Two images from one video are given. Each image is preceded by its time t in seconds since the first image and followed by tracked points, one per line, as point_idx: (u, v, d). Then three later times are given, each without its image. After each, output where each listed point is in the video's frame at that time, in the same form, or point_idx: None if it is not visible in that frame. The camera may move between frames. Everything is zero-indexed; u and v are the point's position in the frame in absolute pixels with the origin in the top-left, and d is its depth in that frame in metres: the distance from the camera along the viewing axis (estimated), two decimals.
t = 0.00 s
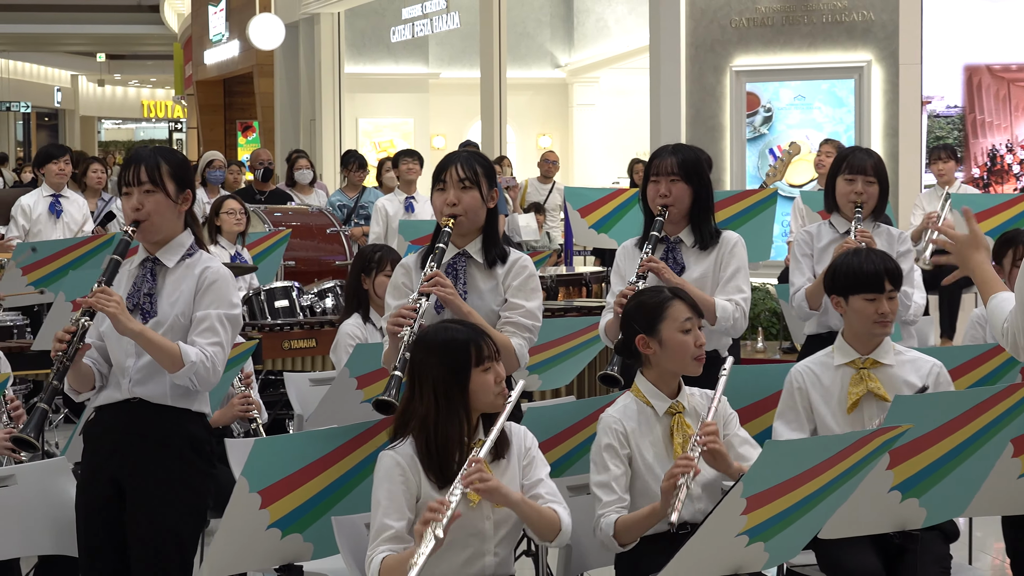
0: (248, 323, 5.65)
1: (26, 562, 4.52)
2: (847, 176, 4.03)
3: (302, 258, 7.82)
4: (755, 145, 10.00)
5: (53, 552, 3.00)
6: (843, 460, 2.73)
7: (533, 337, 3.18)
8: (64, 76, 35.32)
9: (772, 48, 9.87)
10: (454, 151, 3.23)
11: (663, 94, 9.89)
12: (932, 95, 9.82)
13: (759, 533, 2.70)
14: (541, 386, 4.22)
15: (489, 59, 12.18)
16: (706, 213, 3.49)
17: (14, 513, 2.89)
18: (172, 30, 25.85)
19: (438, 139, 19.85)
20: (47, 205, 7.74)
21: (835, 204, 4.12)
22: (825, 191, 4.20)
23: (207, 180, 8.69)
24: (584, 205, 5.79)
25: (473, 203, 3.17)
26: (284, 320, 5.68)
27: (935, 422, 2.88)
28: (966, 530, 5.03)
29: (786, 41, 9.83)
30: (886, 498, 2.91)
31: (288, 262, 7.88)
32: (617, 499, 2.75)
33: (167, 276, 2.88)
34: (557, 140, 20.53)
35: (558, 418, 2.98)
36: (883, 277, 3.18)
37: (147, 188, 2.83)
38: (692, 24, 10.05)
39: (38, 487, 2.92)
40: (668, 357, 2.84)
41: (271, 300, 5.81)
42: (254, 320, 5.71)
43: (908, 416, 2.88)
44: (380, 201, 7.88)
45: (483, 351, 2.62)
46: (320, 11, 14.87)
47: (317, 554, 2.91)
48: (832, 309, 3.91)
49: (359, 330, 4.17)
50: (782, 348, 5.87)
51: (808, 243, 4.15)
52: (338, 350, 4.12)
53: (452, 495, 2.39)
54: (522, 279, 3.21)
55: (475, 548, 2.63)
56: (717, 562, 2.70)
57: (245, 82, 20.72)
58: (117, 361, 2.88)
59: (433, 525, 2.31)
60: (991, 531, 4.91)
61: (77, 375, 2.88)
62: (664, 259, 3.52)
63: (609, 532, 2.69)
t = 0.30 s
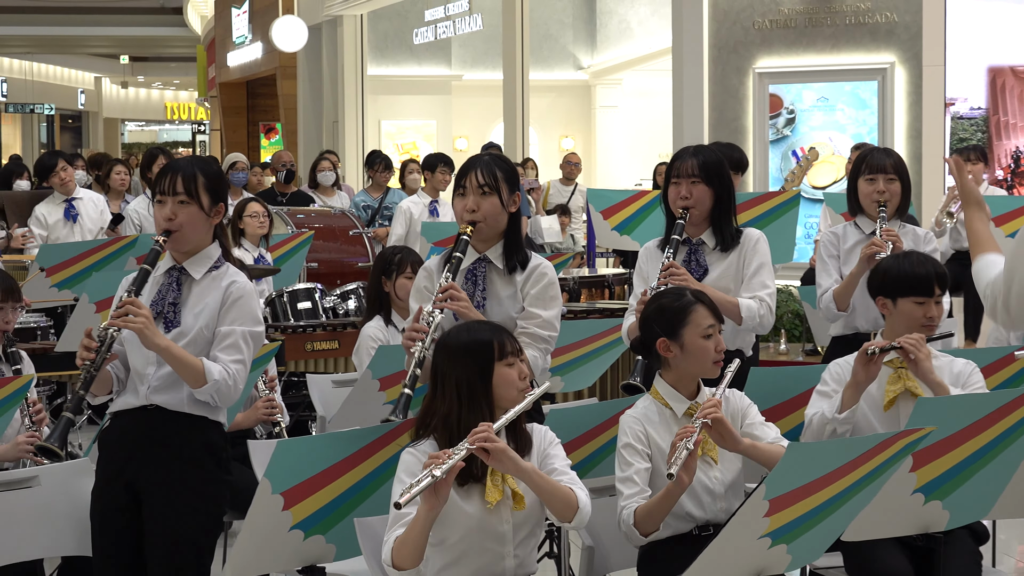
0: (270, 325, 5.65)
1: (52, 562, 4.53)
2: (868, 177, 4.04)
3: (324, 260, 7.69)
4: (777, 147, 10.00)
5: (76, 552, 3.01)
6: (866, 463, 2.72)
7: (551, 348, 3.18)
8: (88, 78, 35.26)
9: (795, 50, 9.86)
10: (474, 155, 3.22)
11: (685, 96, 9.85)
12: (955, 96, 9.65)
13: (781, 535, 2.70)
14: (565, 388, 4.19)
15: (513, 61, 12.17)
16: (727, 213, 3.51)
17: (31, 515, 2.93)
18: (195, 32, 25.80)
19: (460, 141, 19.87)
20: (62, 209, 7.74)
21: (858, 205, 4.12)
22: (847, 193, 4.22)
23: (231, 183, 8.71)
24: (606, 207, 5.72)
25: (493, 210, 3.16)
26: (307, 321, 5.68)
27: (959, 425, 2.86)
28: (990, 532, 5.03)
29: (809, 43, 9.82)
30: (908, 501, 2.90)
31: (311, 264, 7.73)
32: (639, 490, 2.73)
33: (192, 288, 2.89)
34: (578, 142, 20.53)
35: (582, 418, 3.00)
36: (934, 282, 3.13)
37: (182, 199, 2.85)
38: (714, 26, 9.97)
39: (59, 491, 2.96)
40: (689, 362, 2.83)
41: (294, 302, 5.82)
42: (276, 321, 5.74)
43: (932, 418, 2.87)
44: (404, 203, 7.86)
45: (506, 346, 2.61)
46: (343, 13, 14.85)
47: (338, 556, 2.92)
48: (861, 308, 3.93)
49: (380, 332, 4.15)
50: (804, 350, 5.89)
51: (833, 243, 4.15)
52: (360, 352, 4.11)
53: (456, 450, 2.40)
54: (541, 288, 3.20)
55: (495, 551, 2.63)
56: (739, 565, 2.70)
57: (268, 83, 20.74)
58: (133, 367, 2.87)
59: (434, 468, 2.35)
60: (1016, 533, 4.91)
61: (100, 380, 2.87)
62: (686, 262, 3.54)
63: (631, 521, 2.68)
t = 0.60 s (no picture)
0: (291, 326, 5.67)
1: (74, 563, 4.54)
2: (879, 186, 4.03)
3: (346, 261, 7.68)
4: (797, 149, 10.27)
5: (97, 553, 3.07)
6: (887, 464, 2.72)
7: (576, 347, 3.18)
8: (110, 81, 35.26)
9: (816, 52, 10.13)
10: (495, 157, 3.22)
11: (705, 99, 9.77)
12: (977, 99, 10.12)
13: (802, 537, 2.68)
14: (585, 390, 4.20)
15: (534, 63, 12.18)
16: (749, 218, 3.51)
17: (53, 513, 3.00)
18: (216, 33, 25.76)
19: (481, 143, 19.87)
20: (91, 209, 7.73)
21: (875, 211, 4.11)
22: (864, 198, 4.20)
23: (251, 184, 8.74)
24: (627, 209, 5.72)
25: (515, 212, 3.17)
26: (327, 323, 5.69)
27: (979, 427, 2.86)
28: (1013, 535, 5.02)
29: (831, 44, 10.08)
30: (930, 502, 2.89)
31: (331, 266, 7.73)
32: (656, 492, 2.73)
33: (215, 284, 2.91)
34: (599, 143, 20.54)
35: (599, 421, 3.00)
36: (968, 283, 3.17)
37: (214, 193, 2.86)
38: (736, 27, 10.29)
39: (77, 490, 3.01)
40: (704, 367, 2.82)
41: (314, 304, 5.86)
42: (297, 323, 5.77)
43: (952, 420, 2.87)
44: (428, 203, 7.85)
45: (530, 351, 2.61)
46: (364, 14, 14.87)
47: (358, 557, 2.92)
48: (881, 314, 3.95)
49: (400, 334, 4.20)
50: (825, 352, 5.90)
51: (853, 250, 4.16)
52: (381, 354, 4.15)
53: (472, 459, 2.40)
54: (565, 288, 3.20)
55: (514, 555, 2.63)
56: (761, 566, 2.69)
57: (288, 85, 20.77)
58: (155, 365, 2.86)
59: (448, 478, 2.34)
60: None
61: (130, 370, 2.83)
62: (707, 268, 3.54)
63: (646, 523, 2.68)
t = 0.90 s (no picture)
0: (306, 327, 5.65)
1: (87, 564, 4.52)
2: (895, 183, 4.02)
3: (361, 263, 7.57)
4: (819, 148, 9.79)
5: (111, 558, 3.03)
6: (911, 469, 2.67)
7: (591, 341, 3.14)
8: (122, 79, 35.35)
9: (838, 50, 9.69)
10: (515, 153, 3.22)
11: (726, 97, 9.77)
12: (1000, 96, 9.47)
13: (824, 542, 2.64)
14: (604, 392, 4.16)
15: (553, 62, 12.11)
16: (768, 214, 3.50)
17: (66, 518, 2.97)
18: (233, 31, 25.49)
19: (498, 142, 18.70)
20: (113, 207, 7.70)
21: (890, 208, 4.11)
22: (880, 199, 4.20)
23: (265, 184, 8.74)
24: (645, 209, 5.47)
25: (534, 203, 3.15)
26: (342, 325, 5.66)
27: (1004, 430, 2.82)
28: None
29: (852, 42, 9.64)
30: (953, 507, 2.85)
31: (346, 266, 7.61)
32: (670, 495, 2.67)
33: (227, 271, 2.88)
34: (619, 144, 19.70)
35: (623, 421, 2.98)
36: (984, 283, 3.13)
37: (218, 177, 2.83)
38: (756, 25, 9.88)
39: (93, 494, 2.98)
40: (724, 369, 2.79)
41: (329, 304, 5.88)
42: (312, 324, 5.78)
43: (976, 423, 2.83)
44: (447, 204, 7.88)
45: (553, 359, 2.57)
46: (379, 12, 14.84)
47: (375, 562, 2.88)
48: (898, 315, 3.92)
49: (417, 336, 4.18)
50: (846, 355, 5.90)
51: (870, 251, 4.13)
52: (396, 357, 4.14)
53: (487, 469, 2.34)
54: (582, 283, 3.19)
55: (534, 561, 2.59)
56: (781, 571, 2.64)
57: (303, 83, 20.73)
58: (170, 358, 2.84)
59: (460, 487, 2.29)
60: None
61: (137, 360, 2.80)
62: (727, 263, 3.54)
63: (656, 526, 2.63)
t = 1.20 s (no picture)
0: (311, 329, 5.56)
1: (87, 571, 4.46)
2: (917, 185, 3.94)
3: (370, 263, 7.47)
4: (840, 145, 9.58)
5: (112, 566, 2.96)
6: (935, 474, 2.58)
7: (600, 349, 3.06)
8: (122, 74, 35.37)
9: (859, 44, 9.43)
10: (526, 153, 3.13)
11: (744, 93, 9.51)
12: None
13: (845, 551, 2.53)
14: (619, 397, 4.13)
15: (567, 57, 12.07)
16: (783, 213, 3.41)
17: (65, 527, 2.89)
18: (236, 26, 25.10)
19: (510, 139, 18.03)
20: (107, 206, 7.48)
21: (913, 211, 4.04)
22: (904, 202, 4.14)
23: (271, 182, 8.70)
24: (661, 208, 5.32)
25: (545, 205, 3.06)
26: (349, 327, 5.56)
27: None
28: None
29: (873, 36, 9.38)
30: (977, 515, 2.76)
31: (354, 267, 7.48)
32: (683, 498, 2.58)
33: (233, 269, 2.80)
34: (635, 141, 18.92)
35: (637, 424, 2.90)
36: (1001, 284, 3.05)
37: (219, 171, 2.75)
38: (776, 18, 9.63)
39: (93, 501, 2.91)
40: (746, 373, 2.72)
41: (335, 306, 5.81)
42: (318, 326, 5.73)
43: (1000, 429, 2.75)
44: (459, 202, 7.74)
45: (562, 358, 2.49)
46: (386, 6, 14.75)
47: (382, 570, 2.79)
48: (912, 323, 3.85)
49: (426, 338, 4.08)
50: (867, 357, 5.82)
51: (888, 252, 4.10)
52: (404, 360, 4.04)
53: (499, 472, 2.26)
54: (591, 288, 3.08)
55: (546, 571, 2.51)
56: None
57: (308, 79, 20.77)
58: (175, 360, 2.77)
59: (471, 493, 2.21)
60: None
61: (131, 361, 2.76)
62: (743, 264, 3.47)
63: (667, 530, 2.53)
